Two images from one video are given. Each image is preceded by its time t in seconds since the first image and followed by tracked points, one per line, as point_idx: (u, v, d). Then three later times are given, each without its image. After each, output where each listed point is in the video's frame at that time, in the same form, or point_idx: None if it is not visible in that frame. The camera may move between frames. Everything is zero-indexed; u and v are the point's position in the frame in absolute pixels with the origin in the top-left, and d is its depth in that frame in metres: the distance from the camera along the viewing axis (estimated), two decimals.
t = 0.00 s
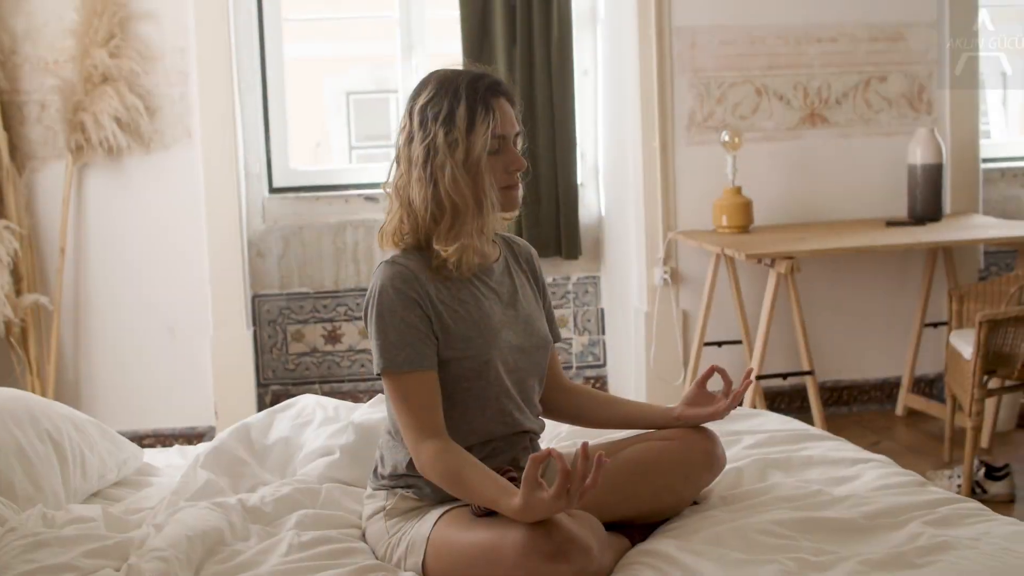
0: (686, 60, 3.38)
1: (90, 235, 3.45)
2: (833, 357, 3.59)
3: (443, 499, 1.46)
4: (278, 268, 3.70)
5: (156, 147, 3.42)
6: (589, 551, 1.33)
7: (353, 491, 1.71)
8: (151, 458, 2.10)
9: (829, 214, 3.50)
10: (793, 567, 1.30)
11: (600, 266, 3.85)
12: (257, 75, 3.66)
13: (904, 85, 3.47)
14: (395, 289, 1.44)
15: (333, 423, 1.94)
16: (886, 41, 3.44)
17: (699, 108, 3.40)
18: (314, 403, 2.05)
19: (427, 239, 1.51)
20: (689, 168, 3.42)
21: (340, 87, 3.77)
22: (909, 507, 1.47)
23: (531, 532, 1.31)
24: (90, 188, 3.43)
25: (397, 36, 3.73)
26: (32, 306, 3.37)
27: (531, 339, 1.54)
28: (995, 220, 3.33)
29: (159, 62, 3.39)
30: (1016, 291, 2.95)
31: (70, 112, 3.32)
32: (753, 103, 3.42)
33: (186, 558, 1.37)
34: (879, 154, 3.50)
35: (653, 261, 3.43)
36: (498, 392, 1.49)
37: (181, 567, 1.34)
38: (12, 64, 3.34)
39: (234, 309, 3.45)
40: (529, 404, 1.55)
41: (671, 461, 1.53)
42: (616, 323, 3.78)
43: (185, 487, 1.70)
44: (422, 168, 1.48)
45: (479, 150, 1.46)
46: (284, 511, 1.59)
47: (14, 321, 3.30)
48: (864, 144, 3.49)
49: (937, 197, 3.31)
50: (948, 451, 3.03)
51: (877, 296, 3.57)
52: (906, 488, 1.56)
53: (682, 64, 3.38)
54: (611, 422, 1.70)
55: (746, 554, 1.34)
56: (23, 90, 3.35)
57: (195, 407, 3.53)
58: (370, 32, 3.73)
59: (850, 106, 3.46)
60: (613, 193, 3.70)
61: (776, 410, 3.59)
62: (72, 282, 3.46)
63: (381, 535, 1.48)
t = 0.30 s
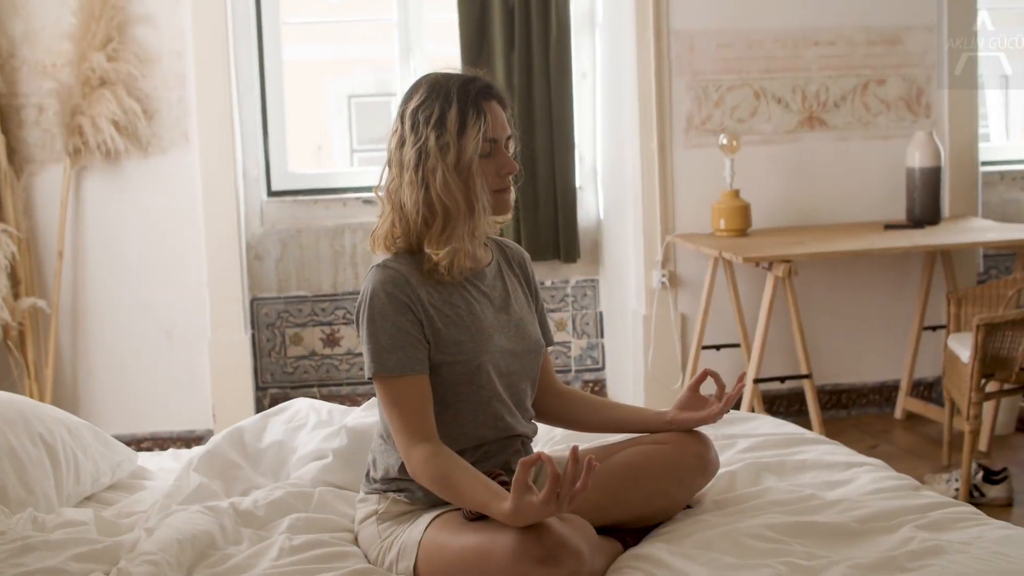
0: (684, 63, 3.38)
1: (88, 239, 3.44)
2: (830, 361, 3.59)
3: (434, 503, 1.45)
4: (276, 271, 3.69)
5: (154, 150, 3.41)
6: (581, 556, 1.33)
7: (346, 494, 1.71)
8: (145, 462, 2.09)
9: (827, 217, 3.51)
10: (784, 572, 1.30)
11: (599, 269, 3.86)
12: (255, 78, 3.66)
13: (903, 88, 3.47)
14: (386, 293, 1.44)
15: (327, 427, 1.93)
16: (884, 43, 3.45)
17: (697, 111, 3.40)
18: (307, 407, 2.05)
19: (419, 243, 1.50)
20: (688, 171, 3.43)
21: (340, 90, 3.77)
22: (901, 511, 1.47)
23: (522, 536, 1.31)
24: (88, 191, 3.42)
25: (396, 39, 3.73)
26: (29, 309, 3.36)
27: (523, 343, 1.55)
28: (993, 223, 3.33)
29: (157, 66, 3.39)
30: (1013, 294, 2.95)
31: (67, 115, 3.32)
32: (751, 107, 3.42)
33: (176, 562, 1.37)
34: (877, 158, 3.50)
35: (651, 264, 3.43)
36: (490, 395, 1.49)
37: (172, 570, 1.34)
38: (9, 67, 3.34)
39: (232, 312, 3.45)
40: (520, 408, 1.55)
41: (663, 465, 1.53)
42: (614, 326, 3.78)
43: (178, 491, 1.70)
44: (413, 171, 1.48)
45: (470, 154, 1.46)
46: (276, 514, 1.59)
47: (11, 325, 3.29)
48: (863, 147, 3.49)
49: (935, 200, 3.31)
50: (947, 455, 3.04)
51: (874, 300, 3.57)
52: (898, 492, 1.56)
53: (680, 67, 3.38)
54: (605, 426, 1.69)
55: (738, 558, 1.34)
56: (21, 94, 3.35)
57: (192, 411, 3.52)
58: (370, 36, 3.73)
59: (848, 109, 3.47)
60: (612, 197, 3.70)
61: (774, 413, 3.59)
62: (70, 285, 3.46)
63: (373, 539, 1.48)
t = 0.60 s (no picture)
0: (681, 67, 3.38)
1: (85, 243, 3.44)
2: (827, 364, 3.59)
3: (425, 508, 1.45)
4: (274, 275, 3.69)
5: (151, 154, 3.41)
6: (571, 561, 1.33)
7: (338, 498, 1.71)
8: (137, 466, 2.09)
9: (824, 221, 3.51)
10: None
11: (597, 273, 3.87)
12: (252, 81, 3.66)
13: (900, 92, 3.48)
14: (377, 297, 1.44)
15: (319, 431, 1.93)
16: (881, 47, 3.45)
17: (695, 114, 3.41)
18: (300, 411, 2.05)
19: (410, 247, 1.51)
20: (686, 174, 3.43)
21: (341, 93, 3.78)
22: (893, 515, 1.47)
23: (512, 540, 1.30)
24: (85, 195, 3.42)
25: (393, 42, 3.74)
26: (26, 313, 3.36)
27: (515, 347, 1.55)
28: (990, 227, 3.33)
29: (153, 70, 3.39)
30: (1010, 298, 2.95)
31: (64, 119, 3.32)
32: (748, 110, 3.43)
33: (166, 566, 1.36)
34: (873, 162, 3.51)
35: (649, 268, 3.44)
36: (482, 399, 1.49)
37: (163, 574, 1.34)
38: (6, 71, 3.33)
39: (229, 316, 3.45)
40: (511, 412, 1.55)
41: (655, 469, 1.53)
42: (612, 329, 3.79)
43: (170, 496, 1.70)
44: (404, 175, 1.48)
45: (461, 158, 1.47)
46: (268, 518, 1.59)
47: (8, 329, 3.28)
48: (860, 151, 3.50)
49: (932, 204, 3.32)
50: (944, 459, 3.04)
51: (871, 304, 3.57)
52: (891, 496, 1.56)
53: (677, 71, 3.38)
54: (597, 430, 1.69)
55: (729, 563, 1.34)
56: (19, 98, 3.35)
57: (188, 415, 3.52)
58: (369, 40, 3.74)
59: (846, 113, 3.47)
60: (610, 200, 3.70)
61: (772, 417, 3.59)
62: (67, 289, 3.45)
63: (365, 543, 1.48)
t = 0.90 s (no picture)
0: (679, 73, 3.39)
1: (83, 250, 3.44)
2: (825, 371, 3.59)
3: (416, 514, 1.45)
4: (273, 282, 3.69)
5: (149, 160, 3.41)
6: (562, 568, 1.33)
7: (331, 505, 1.71)
8: (130, 472, 2.09)
9: (822, 227, 3.52)
10: None
11: (595, 280, 3.87)
12: (251, 86, 3.66)
13: (899, 98, 3.49)
14: (369, 304, 1.44)
15: (313, 437, 1.93)
16: (880, 53, 3.46)
17: (693, 120, 3.41)
18: (294, 418, 2.05)
19: (402, 253, 1.51)
20: (685, 181, 3.43)
21: (343, 98, 3.78)
22: (886, 522, 1.47)
23: (502, 547, 1.30)
24: (83, 202, 3.42)
25: (392, 48, 3.74)
26: (23, 319, 3.36)
27: (507, 354, 1.55)
28: (988, 233, 3.33)
29: (151, 76, 3.39)
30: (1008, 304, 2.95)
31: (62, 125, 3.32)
32: (746, 116, 3.43)
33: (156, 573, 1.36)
34: (871, 168, 3.51)
35: (647, 274, 3.44)
36: (473, 407, 1.49)
37: None
38: (4, 77, 3.34)
39: (227, 322, 3.46)
40: (503, 419, 1.55)
41: (647, 476, 1.53)
42: (610, 336, 3.79)
43: (162, 502, 1.70)
44: (396, 182, 1.48)
45: (452, 164, 1.47)
46: (260, 525, 1.59)
47: (6, 335, 3.28)
48: (859, 157, 3.50)
49: (931, 209, 3.32)
50: (943, 465, 3.04)
51: (868, 311, 3.58)
52: (884, 503, 1.56)
53: (675, 77, 3.39)
54: (590, 437, 1.69)
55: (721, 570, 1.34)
56: (17, 104, 3.35)
57: (185, 421, 3.52)
58: (369, 45, 3.74)
59: (845, 119, 3.48)
60: (609, 206, 3.71)
61: (771, 424, 3.59)
62: (65, 295, 3.45)
63: (356, 550, 1.48)
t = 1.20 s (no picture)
0: (686, 75, 3.38)
1: (91, 252, 3.45)
2: (832, 372, 3.58)
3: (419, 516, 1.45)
4: (280, 283, 3.70)
5: (157, 162, 3.42)
6: (564, 570, 1.32)
7: (334, 507, 1.71)
8: (135, 474, 2.09)
9: (829, 229, 3.51)
10: None
11: (603, 281, 3.88)
12: (259, 88, 3.67)
13: (907, 100, 3.48)
14: (371, 305, 1.44)
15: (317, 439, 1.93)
16: (888, 54, 3.45)
17: (701, 121, 3.41)
18: (298, 419, 2.05)
19: (403, 255, 1.51)
20: (692, 182, 3.43)
21: (351, 101, 3.78)
22: (889, 525, 1.47)
23: (503, 548, 1.30)
24: (91, 204, 3.43)
25: (399, 50, 3.74)
26: (31, 321, 3.37)
27: (509, 356, 1.55)
28: (995, 234, 3.32)
29: (158, 78, 3.40)
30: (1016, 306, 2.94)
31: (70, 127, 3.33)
32: (754, 118, 3.43)
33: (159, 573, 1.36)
34: (879, 170, 3.51)
35: (654, 275, 3.44)
36: (475, 408, 1.49)
37: None
38: (13, 79, 3.35)
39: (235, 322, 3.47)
40: (505, 421, 1.55)
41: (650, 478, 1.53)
42: (618, 338, 3.79)
43: (165, 503, 1.70)
44: (398, 184, 1.48)
45: (454, 166, 1.47)
46: (263, 526, 1.59)
47: (14, 336, 3.29)
48: (867, 159, 3.50)
49: (939, 210, 3.31)
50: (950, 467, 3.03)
51: (875, 313, 3.57)
52: (888, 505, 1.56)
53: (682, 79, 3.39)
54: (593, 439, 1.69)
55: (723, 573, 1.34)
56: (24, 106, 3.36)
57: (193, 422, 3.53)
58: (377, 47, 3.75)
59: (852, 121, 3.47)
60: (616, 207, 3.71)
61: (778, 425, 3.59)
62: (73, 297, 3.46)
63: (359, 551, 1.48)
